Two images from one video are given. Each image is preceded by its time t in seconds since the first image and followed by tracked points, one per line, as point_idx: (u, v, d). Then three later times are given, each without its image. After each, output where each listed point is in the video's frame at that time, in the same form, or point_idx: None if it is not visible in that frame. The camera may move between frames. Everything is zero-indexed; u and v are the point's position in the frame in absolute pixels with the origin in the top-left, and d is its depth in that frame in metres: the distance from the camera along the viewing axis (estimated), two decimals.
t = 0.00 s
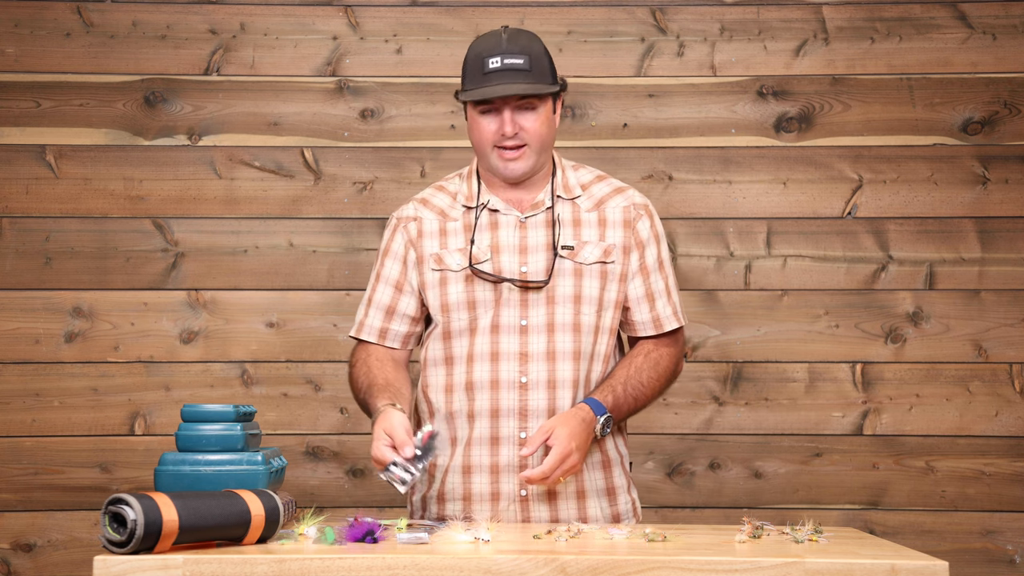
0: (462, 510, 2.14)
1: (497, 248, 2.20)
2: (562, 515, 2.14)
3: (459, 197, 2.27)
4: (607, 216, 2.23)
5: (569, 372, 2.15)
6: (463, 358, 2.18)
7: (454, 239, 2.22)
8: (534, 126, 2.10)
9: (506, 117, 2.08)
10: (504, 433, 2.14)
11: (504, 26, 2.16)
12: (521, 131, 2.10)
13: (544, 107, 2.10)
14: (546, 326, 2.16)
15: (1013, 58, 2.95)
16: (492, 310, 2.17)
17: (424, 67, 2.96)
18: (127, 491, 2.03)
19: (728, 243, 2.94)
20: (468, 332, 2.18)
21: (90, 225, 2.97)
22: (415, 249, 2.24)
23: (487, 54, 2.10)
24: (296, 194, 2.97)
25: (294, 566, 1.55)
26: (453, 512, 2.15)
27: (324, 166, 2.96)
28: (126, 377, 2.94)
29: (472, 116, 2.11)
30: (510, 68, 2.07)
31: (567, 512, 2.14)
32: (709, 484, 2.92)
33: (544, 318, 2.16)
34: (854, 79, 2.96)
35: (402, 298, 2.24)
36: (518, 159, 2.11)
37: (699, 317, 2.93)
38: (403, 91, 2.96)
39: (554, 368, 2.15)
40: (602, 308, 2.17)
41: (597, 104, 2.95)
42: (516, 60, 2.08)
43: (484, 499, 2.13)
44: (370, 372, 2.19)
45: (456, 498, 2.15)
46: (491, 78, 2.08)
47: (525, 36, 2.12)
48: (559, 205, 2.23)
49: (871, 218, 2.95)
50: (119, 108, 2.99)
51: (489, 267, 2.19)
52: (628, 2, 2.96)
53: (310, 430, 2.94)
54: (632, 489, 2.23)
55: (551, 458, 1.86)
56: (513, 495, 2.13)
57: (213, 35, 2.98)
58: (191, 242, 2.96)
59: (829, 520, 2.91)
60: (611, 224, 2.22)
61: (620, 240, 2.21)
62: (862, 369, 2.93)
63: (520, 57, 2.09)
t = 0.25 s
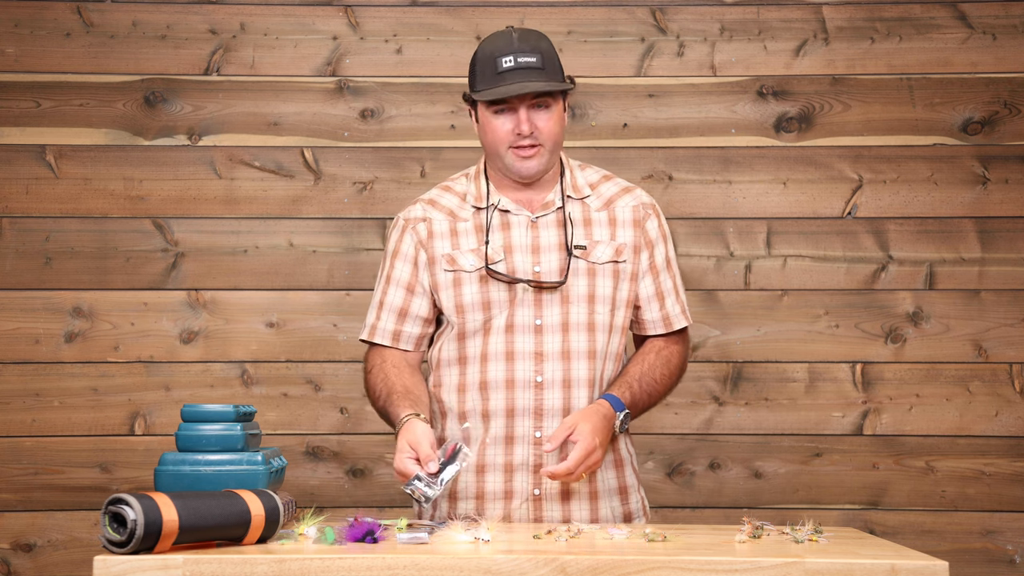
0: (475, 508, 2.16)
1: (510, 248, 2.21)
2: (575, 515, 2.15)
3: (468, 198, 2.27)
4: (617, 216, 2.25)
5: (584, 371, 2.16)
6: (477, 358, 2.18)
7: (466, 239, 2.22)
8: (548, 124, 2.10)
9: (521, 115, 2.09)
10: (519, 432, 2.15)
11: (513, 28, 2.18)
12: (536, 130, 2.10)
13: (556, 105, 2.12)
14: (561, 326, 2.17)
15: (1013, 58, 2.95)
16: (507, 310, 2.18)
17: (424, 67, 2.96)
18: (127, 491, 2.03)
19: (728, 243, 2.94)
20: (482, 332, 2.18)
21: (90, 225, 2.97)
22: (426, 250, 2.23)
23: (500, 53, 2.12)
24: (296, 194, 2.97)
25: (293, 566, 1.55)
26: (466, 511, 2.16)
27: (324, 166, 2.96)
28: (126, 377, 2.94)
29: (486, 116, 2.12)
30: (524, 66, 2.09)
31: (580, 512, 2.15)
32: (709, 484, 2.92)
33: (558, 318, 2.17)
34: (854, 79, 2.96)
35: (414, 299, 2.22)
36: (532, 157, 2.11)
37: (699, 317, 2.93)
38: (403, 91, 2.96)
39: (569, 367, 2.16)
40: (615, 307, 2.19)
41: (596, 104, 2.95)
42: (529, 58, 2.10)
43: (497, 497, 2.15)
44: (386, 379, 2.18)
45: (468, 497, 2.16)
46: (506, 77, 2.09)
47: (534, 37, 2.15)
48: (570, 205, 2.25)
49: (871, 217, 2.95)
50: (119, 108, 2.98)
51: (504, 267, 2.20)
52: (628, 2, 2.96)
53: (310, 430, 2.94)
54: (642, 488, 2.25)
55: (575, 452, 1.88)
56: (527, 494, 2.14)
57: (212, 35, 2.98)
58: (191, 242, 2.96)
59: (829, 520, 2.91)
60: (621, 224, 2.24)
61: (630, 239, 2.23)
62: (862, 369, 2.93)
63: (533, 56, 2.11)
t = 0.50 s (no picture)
0: (481, 509, 2.16)
1: (516, 250, 2.21)
2: (581, 516, 2.15)
3: (474, 199, 2.27)
4: (624, 217, 2.25)
5: (590, 373, 2.16)
6: (484, 359, 2.18)
7: (472, 240, 2.23)
8: (535, 139, 2.10)
9: (508, 129, 2.09)
10: (525, 433, 2.16)
11: (513, 32, 2.16)
12: (521, 143, 2.10)
13: (545, 120, 2.10)
14: (567, 327, 2.17)
15: (1013, 58, 2.95)
16: (513, 311, 2.18)
17: (424, 67, 2.96)
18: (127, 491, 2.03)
19: (728, 243, 2.94)
20: (488, 334, 2.18)
21: (90, 225, 2.97)
22: (433, 251, 2.24)
23: (490, 65, 2.11)
24: (296, 194, 2.97)
25: (293, 566, 1.55)
26: (472, 511, 2.16)
27: (324, 166, 2.96)
28: (126, 377, 2.94)
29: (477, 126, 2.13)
30: (510, 81, 2.08)
31: (586, 512, 2.15)
32: (709, 484, 2.92)
33: (565, 319, 2.17)
34: (854, 79, 2.96)
35: (421, 300, 2.23)
36: (518, 170, 2.12)
37: (699, 317, 2.94)
38: (403, 91, 2.96)
39: (575, 369, 2.16)
40: (622, 309, 2.18)
41: (596, 104, 2.95)
42: (517, 72, 2.08)
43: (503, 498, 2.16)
44: (397, 381, 2.18)
45: (475, 497, 2.17)
46: (491, 91, 2.09)
47: (528, 47, 2.12)
48: (576, 207, 2.25)
49: (871, 218, 2.95)
50: (119, 108, 2.99)
51: (509, 268, 2.20)
52: (628, 2, 2.96)
53: (310, 430, 2.94)
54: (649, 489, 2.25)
55: (584, 459, 1.89)
56: (533, 495, 2.15)
57: (212, 35, 2.98)
58: (191, 242, 2.96)
59: (829, 520, 2.91)
60: (628, 225, 2.24)
61: (637, 240, 2.23)
62: (862, 369, 2.93)
63: (521, 69, 2.09)
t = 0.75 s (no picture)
0: (484, 509, 2.16)
1: (518, 249, 2.21)
2: (583, 515, 2.15)
3: (478, 198, 2.28)
4: (627, 216, 2.25)
5: (592, 372, 2.16)
6: (486, 359, 2.19)
7: (475, 239, 2.23)
8: (534, 139, 2.10)
9: (507, 128, 2.09)
10: (526, 433, 2.15)
11: (517, 32, 2.16)
12: (520, 143, 2.10)
13: (545, 119, 2.10)
14: (568, 326, 2.17)
15: (1013, 58, 2.95)
16: (515, 310, 2.18)
17: (424, 67, 2.96)
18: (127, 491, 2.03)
19: (728, 243, 2.94)
20: (490, 333, 2.19)
21: (90, 225, 2.97)
22: (436, 251, 2.24)
23: (491, 64, 2.12)
24: (296, 194, 2.97)
25: (293, 566, 1.55)
26: (475, 511, 2.16)
27: (324, 166, 2.96)
28: (126, 377, 2.94)
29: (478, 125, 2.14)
30: (510, 81, 2.09)
31: (588, 512, 2.15)
32: (709, 484, 2.92)
33: (566, 318, 2.17)
34: (854, 79, 2.96)
35: (424, 299, 2.23)
36: (518, 170, 2.12)
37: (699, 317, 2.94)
38: (403, 91, 2.96)
39: (576, 368, 2.16)
40: (624, 308, 2.18)
41: (596, 104, 2.95)
42: (517, 72, 2.09)
43: (505, 499, 2.16)
44: (408, 381, 2.17)
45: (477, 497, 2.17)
46: (492, 91, 2.09)
47: (529, 47, 2.13)
48: (579, 206, 2.25)
49: (871, 218, 2.95)
50: (119, 108, 2.99)
51: (511, 267, 2.20)
52: (628, 2, 2.96)
53: (310, 430, 2.94)
54: (652, 489, 2.25)
55: (579, 458, 1.90)
56: (534, 494, 2.15)
57: (212, 35, 2.98)
58: (191, 242, 2.96)
59: (829, 520, 2.91)
60: (631, 224, 2.24)
61: (640, 239, 2.23)
62: (862, 369, 2.93)
63: (521, 69, 2.09)
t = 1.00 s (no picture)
0: (487, 510, 2.17)
1: (521, 249, 2.22)
2: (587, 515, 2.16)
3: (481, 199, 2.28)
4: (629, 215, 2.24)
5: (594, 373, 2.17)
6: (489, 360, 2.19)
7: (478, 241, 2.23)
8: (536, 141, 2.10)
9: (508, 131, 2.09)
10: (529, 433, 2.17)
11: (519, 34, 2.16)
12: (522, 146, 2.10)
13: (547, 122, 2.09)
14: (570, 327, 2.18)
15: (1013, 58, 2.95)
16: (517, 312, 2.18)
17: (424, 67, 2.96)
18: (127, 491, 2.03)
19: (728, 243, 2.94)
20: (493, 334, 2.19)
21: (90, 224, 2.97)
22: (439, 252, 2.24)
23: (493, 66, 2.12)
24: (296, 194, 2.97)
25: (294, 566, 1.55)
26: (479, 513, 2.17)
27: (324, 166, 2.96)
28: (126, 377, 2.94)
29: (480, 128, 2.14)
30: (512, 84, 2.08)
31: (592, 512, 2.16)
32: (709, 484, 2.92)
33: (568, 319, 2.18)
34: (854, 79, 2.96)
35: (428, 300, 2.23)
36: (520, 173, 2.12)
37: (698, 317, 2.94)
38: (403, 91, 2.96)
39: (578, 369, 2.17)
40: (627, 308, 2.18)
41: (596, 104, 2.95)
42: (518, 75, 2.09)
43: (509, 500, 2.17)
44: (426, 381, 2.16)
45: (481, 498, 2.17)
46: (493, 93, 2.09)
47: (530, 49, 2.12)
48: (582, 206, 2.25)
49: (871, 218, 2.95)
50: (119, 108, 2.98)
51: (513, 268, 2.20)
52: (628, 2, 2.96)
53: (310, 430, 2.94)
54: (657, 488, 2.24)
55: (579, 457, 1.91)
56: (538, 495, 2.16)
57: (212, 35, 2.98)
58: (191, 242, 2.96)
59: (829, 520, 2.91)
60: (634, 224, 2.23)
61: (643, 239, 2.22)
62: (862, 369, 2.93)
63: (523, 72, 2.09)
